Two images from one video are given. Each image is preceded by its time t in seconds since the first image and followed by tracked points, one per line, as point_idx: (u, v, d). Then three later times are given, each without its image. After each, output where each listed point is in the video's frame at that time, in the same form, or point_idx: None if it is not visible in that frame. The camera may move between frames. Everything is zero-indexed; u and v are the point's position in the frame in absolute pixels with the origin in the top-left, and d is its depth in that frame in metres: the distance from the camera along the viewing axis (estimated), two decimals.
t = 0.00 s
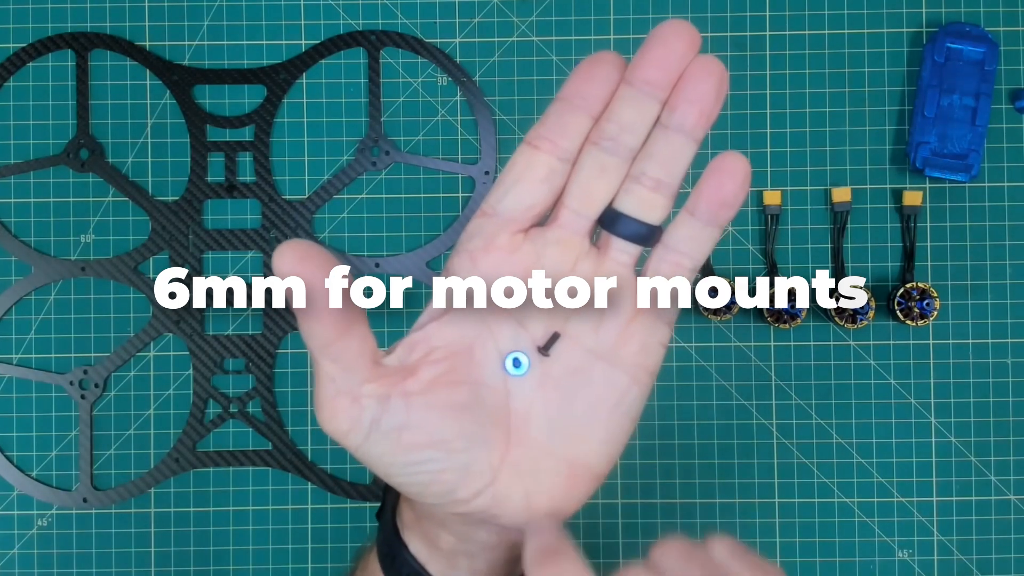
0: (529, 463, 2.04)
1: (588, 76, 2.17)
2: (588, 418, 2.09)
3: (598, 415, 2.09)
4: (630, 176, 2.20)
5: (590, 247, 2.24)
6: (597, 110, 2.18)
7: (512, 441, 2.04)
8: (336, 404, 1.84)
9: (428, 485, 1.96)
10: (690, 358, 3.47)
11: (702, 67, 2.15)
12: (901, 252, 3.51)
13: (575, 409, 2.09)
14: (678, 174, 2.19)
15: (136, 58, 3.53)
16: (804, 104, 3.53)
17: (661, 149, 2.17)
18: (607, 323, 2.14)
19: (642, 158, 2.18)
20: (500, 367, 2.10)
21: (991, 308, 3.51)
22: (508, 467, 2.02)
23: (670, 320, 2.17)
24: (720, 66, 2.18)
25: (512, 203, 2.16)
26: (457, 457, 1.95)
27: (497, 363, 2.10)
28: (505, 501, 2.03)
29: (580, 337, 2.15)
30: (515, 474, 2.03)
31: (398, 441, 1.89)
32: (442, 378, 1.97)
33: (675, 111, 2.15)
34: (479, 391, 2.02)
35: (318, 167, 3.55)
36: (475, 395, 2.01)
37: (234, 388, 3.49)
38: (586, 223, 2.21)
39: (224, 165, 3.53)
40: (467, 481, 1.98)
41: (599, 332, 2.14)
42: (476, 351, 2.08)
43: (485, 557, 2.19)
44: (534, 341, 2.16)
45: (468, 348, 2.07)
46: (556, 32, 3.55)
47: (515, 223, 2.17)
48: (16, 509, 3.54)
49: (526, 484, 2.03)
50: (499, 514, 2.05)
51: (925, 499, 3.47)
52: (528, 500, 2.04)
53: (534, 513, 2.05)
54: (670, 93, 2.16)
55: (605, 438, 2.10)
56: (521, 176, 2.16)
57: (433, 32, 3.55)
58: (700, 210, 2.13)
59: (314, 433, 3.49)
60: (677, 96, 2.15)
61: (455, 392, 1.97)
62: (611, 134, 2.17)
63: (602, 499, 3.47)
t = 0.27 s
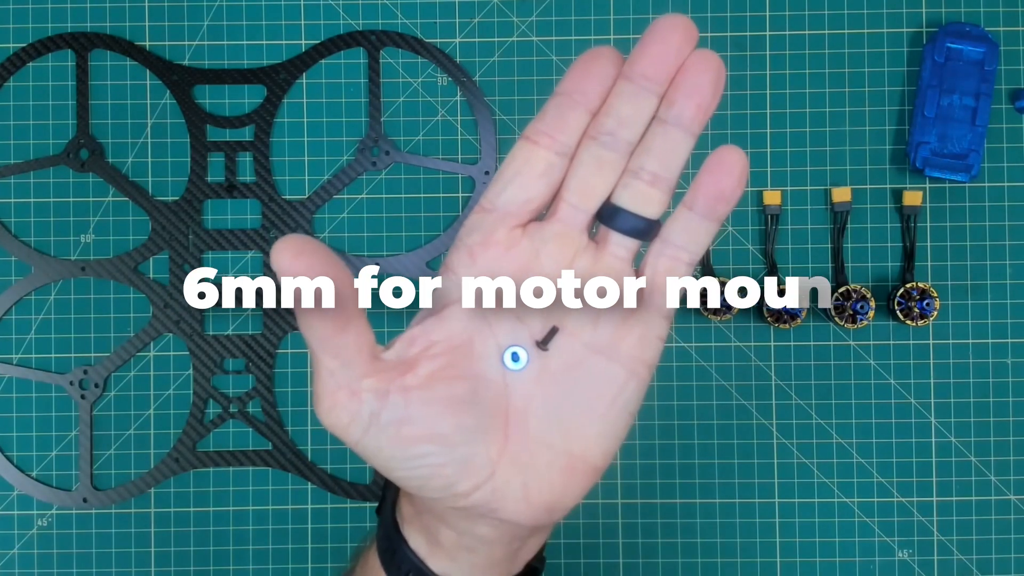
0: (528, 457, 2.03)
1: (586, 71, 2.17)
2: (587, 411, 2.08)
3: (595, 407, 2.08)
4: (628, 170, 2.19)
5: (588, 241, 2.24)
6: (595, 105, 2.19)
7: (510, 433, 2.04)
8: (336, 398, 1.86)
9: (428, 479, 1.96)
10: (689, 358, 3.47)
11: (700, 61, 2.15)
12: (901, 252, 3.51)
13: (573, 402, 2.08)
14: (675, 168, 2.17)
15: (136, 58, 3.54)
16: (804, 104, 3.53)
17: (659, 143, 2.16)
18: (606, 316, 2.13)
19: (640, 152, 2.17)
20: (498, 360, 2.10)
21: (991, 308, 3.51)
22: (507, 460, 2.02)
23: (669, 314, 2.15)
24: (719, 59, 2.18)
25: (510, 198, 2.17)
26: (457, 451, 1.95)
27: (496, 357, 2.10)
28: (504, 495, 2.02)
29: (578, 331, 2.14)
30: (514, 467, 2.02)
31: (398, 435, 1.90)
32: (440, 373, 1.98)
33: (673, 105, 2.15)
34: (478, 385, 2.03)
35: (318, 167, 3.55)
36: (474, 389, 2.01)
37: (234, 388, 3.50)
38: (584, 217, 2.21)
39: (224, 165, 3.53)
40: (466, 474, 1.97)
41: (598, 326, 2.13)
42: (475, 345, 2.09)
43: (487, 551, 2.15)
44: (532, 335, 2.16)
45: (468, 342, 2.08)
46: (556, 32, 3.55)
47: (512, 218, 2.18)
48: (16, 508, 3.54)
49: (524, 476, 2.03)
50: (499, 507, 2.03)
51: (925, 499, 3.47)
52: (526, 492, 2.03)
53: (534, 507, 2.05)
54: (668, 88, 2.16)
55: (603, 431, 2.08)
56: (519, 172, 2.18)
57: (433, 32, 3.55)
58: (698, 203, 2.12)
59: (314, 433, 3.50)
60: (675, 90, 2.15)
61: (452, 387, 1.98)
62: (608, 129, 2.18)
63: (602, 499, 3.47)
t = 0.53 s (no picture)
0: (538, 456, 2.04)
1: (602, 71, 2.17)
2: (599, 410, 2.08)
3: (608, 408, 2.08)
4: (643, 171, 2.19)
5: (602, 241, 2.21)
6: (610, 105, 2.19)
7: (523, 433, 2.04)
8: (349, 395, 1.87)
9: (441, 478, 1.97)
10: (690, 358, 3.47)
11: (716, 62, 2.14)
12: (901, 252, 3.51)
13: (586, 402, 2.09)
14: (692, 169, 2.17)
15: (136, 58, 3.53)
16: (804, 104, 3.53)
17: (674, 144, 2.16)
18: (618, 315, 2.13)
19: (655, 153, 2.17)
20: (512, 359, 2.10)
21: (991, 308, 3.51)
22: (519, 459, 2.03)
23: (679, 313, 2.16)
24: (735, 61, 2.18)
25: (525, 197, 2.17)
26: (469, 449, 1.96)
27: (509, 356, 2.10)
28: (515, 494, 2.04)
29: (591, 330, 2.13)
30: (527, 465, 2.04)
31: (410, 433, 1.91)
32: (453, 372, 1.98)
33: (689, 106, 2.14)
34: (491, 384, 2.03)
35: (318, 167, 3.55)
36: (487, 387, 2.02)
37: (234, 388, 3.50)
38: (599, 218, 2.20)
39: (224, 165, 3.52)
40: (478, 473, 1.99)
41: (611, 325, 2.13)
42: (488, 344, 2.08)
43: (496, 550, 2.17)
44: (546, 334, 2.15)
45: (481, 342, 2.07)
46: (556, 32, 3.55)
47: (527, 217, 2.18)
48: (16, 509, 3.54)
49: (536, 475, 2.04)
50: (510, 506, 2.05)
51: (925, 499, 3.47)
52: (538, 491, 2.05)
53: (546, 508, 2.07)
54: (684, 88, 2.16)
55: (615, 431, 2.09)
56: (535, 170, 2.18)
57: (433, 32, 3.55)
58: (712, 204, 2.11)
59: (314, 433, 3.50)
60: (691, 91, 2.14)
61: (464, 386, 1.98)
62: (623, 129, 2.18)
63: (603, 499, 3.48)
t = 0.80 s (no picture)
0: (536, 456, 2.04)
1: (597, 70, 2.18)
2: (598, 409, 2.08)
3: (606, 406, 2.08)
4: (639, 169, 2.19)
5: (599, 240, 2.19)
6: (605, 104, 2.19)
7: (522, 431, 2.04)
8: (348, 394, 1.87)
9: (440, 475, 1.97)
10: (690, 358, 3.47)
11: (709, 59, 2.15)
12: (901, 252, 3.50)
13: (584, 400, 2.08)
14: (687, 168, 2.18)
15: (136, 58, 3.54)
16: (804, 104, 3.53)
17: (669, 142, 2.16)
18: (615, 313, 2.13)
19: (649, 151, 2.18)
20: (510, 357, 2.09)
21: (991, 308, 3.51)
22: (518, 457, 2.03)
23: (676, 311, 2.16)
24: (728, 58, 2.18)
25: (522, 196, 2.17)
26: (467, 447, 1.96)
27: (508, 355, 2.09)
28: (514, 492, 2.04)
29: (589, 328, 2.13)
30: (526, 463, 2.04)
31: (410, 430, 1.92)
32: (453, 369, 1.99)
33: (683, 104, 2.15)
34: (490, 383, 2.03)
35: (319, 167, 3.55)
36: (486, 386, 2.01)
37: (234, 388, 3.50)
38: (595, 216, 2.19)
39: (224, 165, 3.53)
40: (477, 471, 1.99)
41: (609, 322, 2.13)
42: (487, 342, 2.07)
43: (495, 549, 2.17)
44: (544, 332, 2.13)
45: (479, 339, 2.06)
46: (556, 32, 3.55)
47: (524, 216, 2.17)
48: (16, 508, 3.54)
49: (535, 473, 2.04)
50: (509, 505, 2.05)
51: (925, 499, 3.47)
52: (537, 490, 2.05)
53: (545, 506, 2.06)
54: (678, 87, 2.16)
55: (614, 429, 2.08)
56: (530, 171, 2.18)
57: (433, 32, 3.55)
58: (708, 202, 2.12)
59: (314, 433, 3.50)
60: (685, 89, 2.15)
61: (464, 384, 1.98)
62: (619, 127, 2.18)
63: (602, 499, 3.48)
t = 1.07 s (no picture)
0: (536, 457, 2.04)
1: (597, 72, 2.17)
2: (597, 409, 2.08)
3: (605, 406, 2.08)
4: (638, 170, 2.19)
5: (598, 240, 2.19)
6: (605, 106, 2.19)
7: (522, 431, 2.05)
8: (348, 394, 1.88)
9: (440, 475, 1.98)
10: (690, 358, 3.47)
11: (710, 61, 2.13)
12: (901, 252, 3.51)
13: (584, 401, 2.08)
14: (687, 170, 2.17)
15: (136, 58, 3.53)
16: (804, 104, 3.53)
17: (669, 144, 2.16)
18: (614, 313, 2.13)
19: (649, 153, 2.18)
20: (509, 358, 2.09)
21: (991, 308, 3.51)
22: (518, 458, 2.03)
23: (675, 311, 2.15)
24: (728, 59, 2.16)
25: (522, 198, 2.17)
26: (467, 448, 1.97)
27: (507, 355, 2.09)
28: (513, 492, 2.03)
29: (589, 328, 2.13)
30: (525, 464, 2.04)
31: (410, 431, 1.92)
32: (453, 370, 2.00)
33: (683, 105, 2.14)
34: (489, 383, 2.04)
35: (319, 167, 3.55)
36: (485, 386, 2.02)
37: (234, 388, 3.50)
38: (596, 218, 2.19)
39: (224, 165, 3.52)
40: (476, 471, 1.99)
41: (608, 322, 2.13)
42: (486, 343, 2.08)
43: (495, 549, 2.17)
44: (543, 333, 2.13)
45: (479, 340, 2.07)
46: (556, 32, 3.55)
47: (523, 218, 2.17)
48: (16, 508, 3.54)
49: (535, 473, 2.04)
50: (509, 504, 2.04)
51: (925, 498, 3.47)
52: (537, 490, 2.04)
53: (545, 506, 2.06)
54: (678, 88, 2.16)
55: (614, 429, 2.08)
56: (528, 174, 2.18)
57: (433, 32, 3.55)
58: (709, 204, 2.12)
59: (314, 433, 3.50)
60: (686, 90, 2.14)
61: (464, 384, 1.99)
62: (619, 129, 2.18)
63: (602, 499, 3.48)
